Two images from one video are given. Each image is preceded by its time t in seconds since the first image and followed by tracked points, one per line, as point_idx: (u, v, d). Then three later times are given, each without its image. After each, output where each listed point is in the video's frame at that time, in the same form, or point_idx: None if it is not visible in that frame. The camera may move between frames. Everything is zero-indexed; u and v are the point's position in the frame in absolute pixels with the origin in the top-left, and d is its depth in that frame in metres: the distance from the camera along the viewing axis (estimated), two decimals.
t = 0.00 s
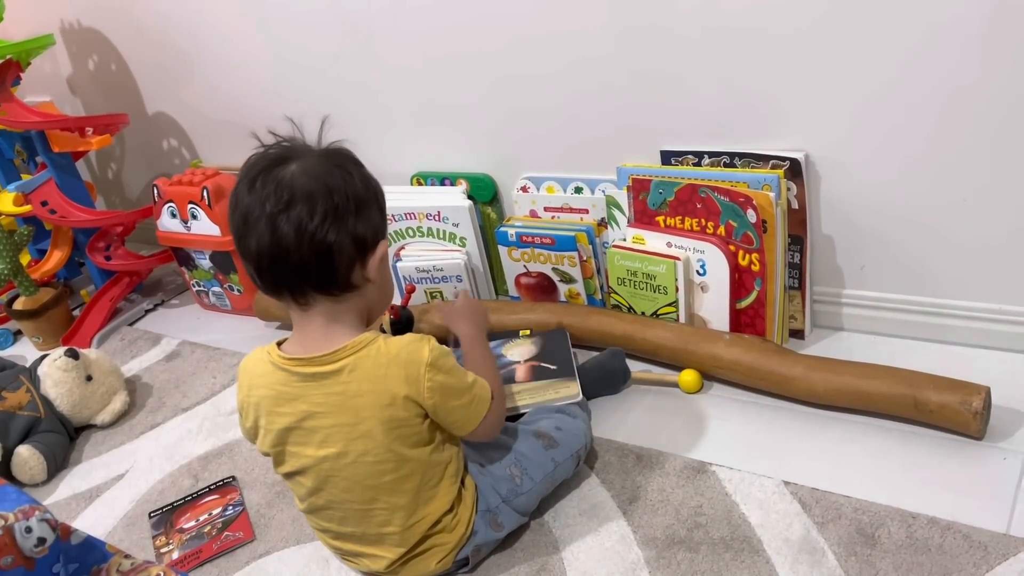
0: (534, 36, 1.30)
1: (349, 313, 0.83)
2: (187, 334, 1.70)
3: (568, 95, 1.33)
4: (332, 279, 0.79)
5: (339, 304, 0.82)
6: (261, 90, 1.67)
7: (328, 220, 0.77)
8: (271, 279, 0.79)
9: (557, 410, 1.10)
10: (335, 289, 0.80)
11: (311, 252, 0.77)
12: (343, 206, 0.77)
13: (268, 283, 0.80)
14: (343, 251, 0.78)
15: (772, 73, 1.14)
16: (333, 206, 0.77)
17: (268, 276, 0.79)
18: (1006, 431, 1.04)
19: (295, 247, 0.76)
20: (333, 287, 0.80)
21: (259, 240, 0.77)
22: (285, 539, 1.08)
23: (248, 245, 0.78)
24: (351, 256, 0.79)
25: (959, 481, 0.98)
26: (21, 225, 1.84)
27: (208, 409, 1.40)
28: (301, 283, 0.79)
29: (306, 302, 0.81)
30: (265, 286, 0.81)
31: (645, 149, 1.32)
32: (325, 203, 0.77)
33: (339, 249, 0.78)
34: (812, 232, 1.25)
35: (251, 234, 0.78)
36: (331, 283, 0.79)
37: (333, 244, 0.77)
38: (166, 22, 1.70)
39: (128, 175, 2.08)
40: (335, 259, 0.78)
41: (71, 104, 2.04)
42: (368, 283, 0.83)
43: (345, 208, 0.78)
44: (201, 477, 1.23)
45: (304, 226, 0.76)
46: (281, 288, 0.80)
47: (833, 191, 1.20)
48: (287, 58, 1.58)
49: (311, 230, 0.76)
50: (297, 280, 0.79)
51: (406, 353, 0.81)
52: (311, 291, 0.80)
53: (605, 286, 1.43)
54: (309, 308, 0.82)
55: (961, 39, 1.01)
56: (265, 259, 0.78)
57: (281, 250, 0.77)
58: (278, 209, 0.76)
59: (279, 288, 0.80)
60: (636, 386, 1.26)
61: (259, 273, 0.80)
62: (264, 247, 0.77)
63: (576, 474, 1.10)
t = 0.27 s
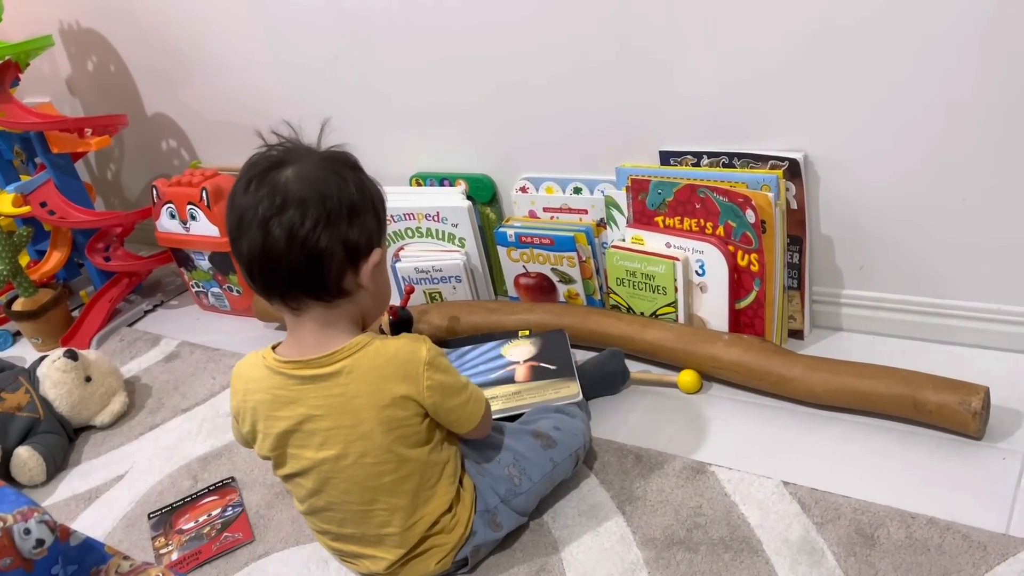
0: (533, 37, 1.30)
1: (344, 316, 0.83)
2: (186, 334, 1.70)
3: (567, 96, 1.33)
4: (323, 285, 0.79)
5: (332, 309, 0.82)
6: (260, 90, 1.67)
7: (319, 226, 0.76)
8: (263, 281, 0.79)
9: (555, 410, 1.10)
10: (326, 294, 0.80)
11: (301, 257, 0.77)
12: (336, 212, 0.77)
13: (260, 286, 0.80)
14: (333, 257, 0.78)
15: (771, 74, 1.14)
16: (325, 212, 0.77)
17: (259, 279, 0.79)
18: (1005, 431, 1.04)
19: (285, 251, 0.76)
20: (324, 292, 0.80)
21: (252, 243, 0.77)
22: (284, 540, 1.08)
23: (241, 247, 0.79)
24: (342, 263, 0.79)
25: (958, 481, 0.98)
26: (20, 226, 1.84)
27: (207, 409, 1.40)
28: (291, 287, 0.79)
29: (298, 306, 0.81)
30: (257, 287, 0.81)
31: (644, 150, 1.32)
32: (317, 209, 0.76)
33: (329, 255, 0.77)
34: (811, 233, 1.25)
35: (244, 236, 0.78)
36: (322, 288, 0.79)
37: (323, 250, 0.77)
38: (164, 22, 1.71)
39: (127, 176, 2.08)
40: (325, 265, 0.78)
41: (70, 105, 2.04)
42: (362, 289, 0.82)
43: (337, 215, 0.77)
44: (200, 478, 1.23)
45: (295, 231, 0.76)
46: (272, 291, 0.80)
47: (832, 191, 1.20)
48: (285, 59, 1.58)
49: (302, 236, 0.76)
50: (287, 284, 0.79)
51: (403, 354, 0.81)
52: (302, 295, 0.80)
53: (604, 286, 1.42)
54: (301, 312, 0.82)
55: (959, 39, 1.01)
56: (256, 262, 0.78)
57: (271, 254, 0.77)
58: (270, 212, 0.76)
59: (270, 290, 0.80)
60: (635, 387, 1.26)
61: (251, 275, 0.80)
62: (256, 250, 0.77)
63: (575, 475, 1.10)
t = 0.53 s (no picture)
0: (532, 37, 1.30)
1: (341, 317, 0.83)
2: (186, 335, 1.69)
3: (566, 96, 1.33)
4: (318, 286, 0.79)
5: (329, 310, 0.81)
6: (259, 91, 1.67)
7: (313, 227, 0.76)
8: (259, 282, 0.79)
9: (555, 410, 1.10)
10: (321, 295, 0.80)
11: (296, 257, 0.77)
12: (331, 213, 0.77)
13: (257, 287, 0.80)
14: (328, 258, 0.78)
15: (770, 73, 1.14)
16: (320, 213, 0.76)
17: (255, 280, 0.80)
18: (1004, 431, 1.04)
19: (280, 252, 0.76)
20: (319, 293, 0.80)
21: (246, 244, 0.77)
22: (284, 540, 1.08)
23: (237, 248, 0.79)
24: (338, 263, 0.79)
25: (958, 481, 0.98)
26: (20, 227, 1.84)
27: (207, 410, 1.40)
28: (287, 288, 0.79)
29: (294, 307, 0.81)
30: (254, 289, 0.81)
31: (643, 150, 1.32)
32: (312, 209, 0.76)
33: (324, 256, 0.77)
34: (810, 233, 1.25)
35: (240, 237, 0.78)
36: (317, 289, 0.79)
37: (318, 251, 0.77)
38: (164, 23, 1.71)
39: (127, 176, 2.08)
40: (320, 266, 0.78)
41: (69, 106, 2.04)
42: (358, 290, 0.82)
43: (332, 215, 0.77)
44: (200, 478, 1.23)
45: (290, 232, 0.76)
46: (269, 292, 0.80)
47: (831, 191, 1.20)
48: (284, 59, 1.58)
49: (297, 236, 0.76)
50: (283, 285, 0.79)
51: (400, 354, 0.81)
52: (298, 296, 0.80)
53: (604, 286, 1.42)
54: (298, 313, 0.82)
55: (958, 40, 1.01)
56: (252, 263, 0.78)
57: (266, 255, 0.77)
58: (265, 213, 0.76)
59: (267, 292, 0.80)
60: (635, 387, 1.26)
61: (247, 276, 0.80)
62: (251, 251, 0.77)
63: (575, 475, 1.10)
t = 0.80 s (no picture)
0: (531, 38, 1.30)
1: (341, 318, 0.83)
2: (185, 336, 1.69)
3: (565, 96, 1.33)
4: (319, 286, 0.79)
5: (329, 310, 0.81)
6: (258, 91, 1.67)
7: (314, 227, 0.76)
8: (260, 283, 0.79)
9: (554, 411, 1.10)
10: (322, 295, 0.80)
11: (297, 257, 0.77)
12: (331, 213, 0.77)
13: (257, 287, 0.80)
14: (329, 258, 0.78)
15: (769, 74, 1.14)
16: (321, 213, 0.76)
17: (256, 280, 0.79)
18: (1003, 431, 1.04)
19: (281, 252, 0.76)
20: (320, 293, 0.80)
21: (247, 244, 0.77)
22: (283, 541, 1.08)
23: (237, 248, 0.79)
24: (338, 263, 0.79)
25: (957, 481, 0.98)
26: (19, 228, 1.84)
27: (206, 411, 1.40)
28: (287, 288, 0.79)
29: (294, 307, 0.81)
30: (254, 289, 0.81)
31: (642, 151, 1.32)
32: (313, 210, 0.76)
33: (325, 256, 0.77)
34: (809, 233, 1.25)
35: (240, 237, 0.78)
36: (317, 289, 0.79)
37: (319, 251, 0.77)
38: (163, 24, 1.71)
39: (126, 177, 2.08)
40: (321, 266, 0.78)
41: (69, 107, 2.04)
42: (358, 290, 0.82)
43: (333, 216, 0.77)
44: (200, 479, 1.23)
45: (291, 232, 0.76)
46: (269, 292, 0.80)
47: (830, 191, 1.20)
48: (284, 60, 1.58)
49: (298, 236, 0.76)
50: (283, 285, 0.78)
51: (400, 355, 0.81)
52: (298, 296, 0.80)
53: (603, 287, 1.42)
54: (298, 314, 0.82)
55: (957, 40, 1.01)
56: (252, 263, 0.78)
57: (266, 255, 0.77)
58: (265, 213, 0.76)
59: (267, 292, 0.80)
60: (634, 387, 1.26)
61: (247, 276, 0.80)
62: (252, 251, 0.77)
63: (574, 475, 1.10)
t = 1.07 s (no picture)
0: (531, 38, 1.30)
1: (341, 318, 0.83)
2: (185, 337, 1.69)
3: (565, 97, 1.33)
4: (319, 286, 0.79)
5: (329, 310, 0.81)
6: (257, 91, 1.67)
7: (315, 228, 0.76)
8: (260, 283, 0.79)
9: (554, 411, 1.10)
10: (322, 296, 0.80)
11: (297, 258, 0.77)
12: (332, 214, 0.77)
13: (257, 287, 0.80)
14: (329, 259, 0.78)
15: (768, 74, 1.15)
16: (321, 214, 0.76)
17: (256, 280, 0.79)
18: (1002, 431, 1.04)
19: (281, 252, 0.76)
20: (320, 294, 0.80)
21: (247, 244, 0.77)
22: (283, 542, 1.08)
23: (238, 249, 0.79)
24: (339, 264, 0.79)
25: (957, 481, 0.98)
26: (19, 228, 1.84)
27: (206, 412, 1.40)
28: (288, 288, 0.79)
29: (294, 307, 0.81)
30: (254, 289, 0.81)
31: (641, 152, 1.32)
32: (314, 210, 0.76)
33: (325, 256, 0.77)
34: (809, 233, 1.25)
35: (240, 237, 0.78)
36: (318, 289, 0.79)
37: (319, 251, 0.77)
38: (162, 25, 1.71)
39: (125, 178, 2.08)
40: (321, 266, 0.78)
41: (68, 108, 2.04)
42: (359, 290, 0.82)
43: (333, 216, 0.77)
44: (199, 480, 1.23)
45: (291, 232, 0.76)
46: (269, 292, 0.80)
47: (830, 191, 1.20)
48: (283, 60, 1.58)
49: (298, 237, 0.76)
50: (284, 286, 0.79)
51: (401, 356, 0.81)
52: (298, 296, 0.80)
53: (602, 287, 1.42)
54: (298, 314, 0.82)
55: (955, 40, 1.01)
56: (253, 263, 0.78)
57: (267, 256, 0.77)
58: (266, 214, 0.76)
59: (267, 292, 0.80)
60: (634, 388, 1.26)
61: (248, 276, 0.80)
62: (252, 251, 0.77)
63: (574, 476, 1.10)
